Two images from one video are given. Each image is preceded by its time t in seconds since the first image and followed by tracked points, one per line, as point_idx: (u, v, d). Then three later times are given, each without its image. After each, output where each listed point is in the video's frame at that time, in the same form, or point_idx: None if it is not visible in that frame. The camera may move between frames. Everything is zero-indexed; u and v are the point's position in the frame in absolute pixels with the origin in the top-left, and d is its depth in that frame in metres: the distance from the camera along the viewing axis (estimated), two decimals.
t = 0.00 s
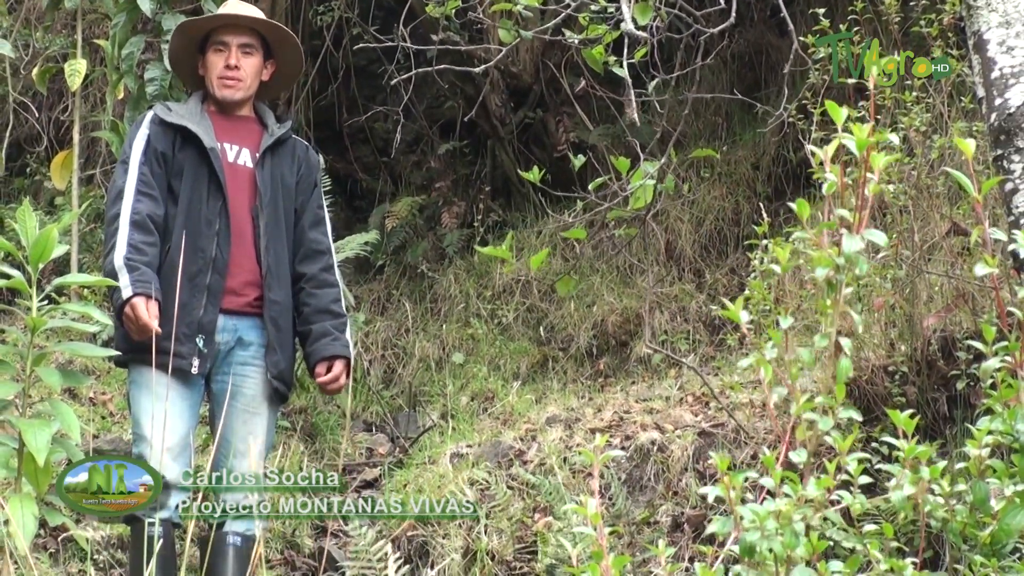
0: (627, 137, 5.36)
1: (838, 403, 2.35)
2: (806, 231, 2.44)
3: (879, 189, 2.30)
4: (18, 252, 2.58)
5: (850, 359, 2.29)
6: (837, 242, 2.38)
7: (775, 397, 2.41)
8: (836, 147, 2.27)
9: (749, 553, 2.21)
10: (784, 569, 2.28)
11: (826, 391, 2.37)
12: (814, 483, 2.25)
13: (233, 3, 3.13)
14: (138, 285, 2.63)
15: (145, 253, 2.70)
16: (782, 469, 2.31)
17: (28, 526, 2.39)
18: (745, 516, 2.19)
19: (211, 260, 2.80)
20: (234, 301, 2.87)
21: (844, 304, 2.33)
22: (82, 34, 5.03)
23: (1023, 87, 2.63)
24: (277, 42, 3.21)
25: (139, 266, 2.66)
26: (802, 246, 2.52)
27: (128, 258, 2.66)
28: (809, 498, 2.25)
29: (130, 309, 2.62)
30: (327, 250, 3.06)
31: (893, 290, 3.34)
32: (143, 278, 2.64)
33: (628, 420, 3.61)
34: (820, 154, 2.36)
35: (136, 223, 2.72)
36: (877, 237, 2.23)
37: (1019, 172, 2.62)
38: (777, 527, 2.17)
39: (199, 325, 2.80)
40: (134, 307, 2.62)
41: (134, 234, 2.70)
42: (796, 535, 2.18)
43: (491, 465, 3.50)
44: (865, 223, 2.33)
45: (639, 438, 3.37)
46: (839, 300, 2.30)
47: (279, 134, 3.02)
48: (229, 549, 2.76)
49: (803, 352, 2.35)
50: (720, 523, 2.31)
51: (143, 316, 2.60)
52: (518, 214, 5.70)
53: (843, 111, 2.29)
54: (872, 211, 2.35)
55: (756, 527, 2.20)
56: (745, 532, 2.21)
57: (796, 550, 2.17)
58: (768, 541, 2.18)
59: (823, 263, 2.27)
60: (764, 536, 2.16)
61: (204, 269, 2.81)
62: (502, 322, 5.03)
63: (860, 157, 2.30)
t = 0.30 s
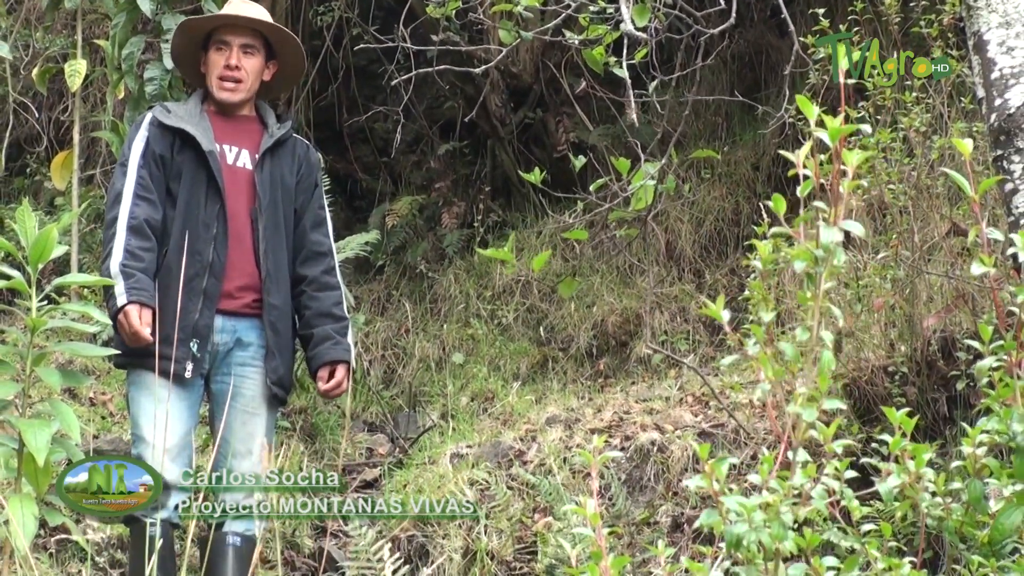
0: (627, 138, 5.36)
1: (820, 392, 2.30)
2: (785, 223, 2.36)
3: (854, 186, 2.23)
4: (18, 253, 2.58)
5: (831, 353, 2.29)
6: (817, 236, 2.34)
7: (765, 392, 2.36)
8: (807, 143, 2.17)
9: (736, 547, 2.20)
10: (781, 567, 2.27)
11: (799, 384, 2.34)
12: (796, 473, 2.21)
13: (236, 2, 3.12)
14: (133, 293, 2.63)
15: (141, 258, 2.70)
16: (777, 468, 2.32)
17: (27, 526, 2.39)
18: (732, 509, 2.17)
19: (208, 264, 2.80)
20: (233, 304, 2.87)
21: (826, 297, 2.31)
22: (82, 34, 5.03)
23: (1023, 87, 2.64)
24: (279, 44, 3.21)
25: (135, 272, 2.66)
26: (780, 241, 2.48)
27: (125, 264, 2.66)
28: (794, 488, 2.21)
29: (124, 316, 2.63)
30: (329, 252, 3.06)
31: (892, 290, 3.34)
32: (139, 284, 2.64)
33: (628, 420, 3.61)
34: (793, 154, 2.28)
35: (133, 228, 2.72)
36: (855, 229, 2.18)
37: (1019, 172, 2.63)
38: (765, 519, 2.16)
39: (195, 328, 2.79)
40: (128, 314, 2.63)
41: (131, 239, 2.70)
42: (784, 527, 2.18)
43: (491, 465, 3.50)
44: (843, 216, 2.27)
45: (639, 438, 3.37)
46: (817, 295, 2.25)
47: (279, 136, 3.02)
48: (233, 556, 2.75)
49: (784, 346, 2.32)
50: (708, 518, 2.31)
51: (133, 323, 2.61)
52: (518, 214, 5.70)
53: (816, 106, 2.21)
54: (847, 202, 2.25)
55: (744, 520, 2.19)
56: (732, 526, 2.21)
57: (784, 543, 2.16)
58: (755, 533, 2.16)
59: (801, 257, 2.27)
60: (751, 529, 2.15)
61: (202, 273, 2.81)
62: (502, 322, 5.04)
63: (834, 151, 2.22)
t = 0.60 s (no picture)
0: (626, 138, 5.37)
1: (814, 395, 2.23)
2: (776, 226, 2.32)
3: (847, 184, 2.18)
4: (17, 252, 2.59)
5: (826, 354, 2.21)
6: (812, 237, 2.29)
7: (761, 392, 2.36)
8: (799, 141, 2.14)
9: (730, 549, 2.19)
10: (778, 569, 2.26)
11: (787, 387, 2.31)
12: (793, 475, 2.19)
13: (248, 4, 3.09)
14: (127, 296, 2.63)
15: (137, 261, 2.70)
16: (775, 468, 2.32)
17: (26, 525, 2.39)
18: (726, 512, 2.14)
19: (204, 266, 2.80)
20: (231, 304, 2.87)
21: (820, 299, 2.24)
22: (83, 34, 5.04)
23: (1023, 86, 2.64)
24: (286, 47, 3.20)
25: (131, 275, 2.66)
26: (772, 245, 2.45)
27: (120, 267, 2.66)
28: (788, 490, 2.18)
29: (118, 320, 2.63)
30: (328, 251, 3.06)
31: (893, 290, 3.34)
32: (134, 288, 2.64)
33: (628, 420, 3.60)
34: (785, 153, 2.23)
35: (130, 230, 2.72)
36: (850, 229, 2.12)
37: (1019, 172, 2.63)
38: (760, 522, 2.14)
39: (189, 330, 2.79)
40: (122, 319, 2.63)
41: (128, 241, 2.70)
42: (779, 530, 2.15)
43: (491, 465, 3.50)
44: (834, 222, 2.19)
45: (638, 437, 3.37)
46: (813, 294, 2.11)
47: (278, 137, 3.02)
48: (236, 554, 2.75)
49: (782, 346, 2.32)
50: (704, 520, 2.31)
51: (127, 327, 2.62)
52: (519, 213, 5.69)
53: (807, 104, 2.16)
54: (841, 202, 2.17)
55: (740, 523, 2.17)
56: (728, 528, 2.19)
57: (779, 544, 2.14)
58: (751, 536, 2.15)
59: (795, 257, 2.17)
60: (746, 532, 2.12)
61: (198, 275, 2.81)
62: (502, 322, 5.03)
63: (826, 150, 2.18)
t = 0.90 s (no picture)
0: (623, 140, 5.44)
1: (811, 392, 2.37)
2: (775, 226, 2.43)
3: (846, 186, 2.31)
4: (28, 252, 2.65)
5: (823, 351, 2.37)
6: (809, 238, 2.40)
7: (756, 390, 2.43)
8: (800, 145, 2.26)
9: (727, 542, 2.28)
10: (772, 560, 2.35)
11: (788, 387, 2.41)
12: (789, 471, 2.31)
13: (268, 17, 3.13)
14: (145, 295, 2.69)
15: (152, 260, 2.76)
16: (768, 463, 2.41)
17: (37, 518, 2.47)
18: (723, 506, 2.26)
19: (215, 267, 2.86)
20: (240, 305, 2.95)
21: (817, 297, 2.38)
22: (91, 37, 5.13)
23: (1008, 90, 2.71)
24: (296, 58, 3.27)
25: (147, 275, 2.72)
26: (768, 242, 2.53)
27: (137, 267, 2.72)
28: (784, 486, 2.30)
29: (136, 319, 2.69)
30: (330, 255, 3.17)
31: (882, 289, 3.41)
32: (151, 287, 2.70)
33: (624, 415, 3.68)
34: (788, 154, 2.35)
35: (143, 229, 2.77)
36: (846, 231, 2.26)
37: (1004, 174, 2.71)
38: (755, 515, 2.24)
39: (198, 328, 2.85)
40: (140, 318, 2.69)
41: (142, 241, 2.75)
42: (774, 523, 2.25)
43: (490, 459, 3.57)
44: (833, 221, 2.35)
45: (634, 432, 3.44)
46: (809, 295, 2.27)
47: (284, 142, 3.11)
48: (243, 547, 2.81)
49: (778, 346, 2.40)
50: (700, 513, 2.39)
51: (147, 327, 2.67)
52: (517, 214, 5.76)
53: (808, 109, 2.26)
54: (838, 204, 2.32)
55: (736, 516, 2.26)
56: (724, 522, 2.29)
57: (773, 538, 2.24)
58: (747, 529, 2.24)
59: (793, 257, 2.31)
60: (742, 526, 2.22)
61: (207, 275, 2.87)
62: (501, 319, 5.10)
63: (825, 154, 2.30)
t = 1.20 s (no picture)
0: (618, 140, 5.55)
1: (805, 387, 2.48)
2: (776, 224, 2.52)
3: (844, 188, 2.40)
4: (43, 249, 2.74)
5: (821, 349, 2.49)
6: (806, 237, 2.49)
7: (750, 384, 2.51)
8: (801, 149, 2.35)
9: (725, 530, 2.40)
10: (765, 546, 2.46)
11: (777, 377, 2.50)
12: (785, 464, 2.44)
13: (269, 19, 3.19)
14: (174, 286, 2.76)
15: (172, 252, 2.84)
16: (759, 453, 2.51)
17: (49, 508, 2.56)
18: (721, 497, 2.37)
19: (231, 258, 2.97)
20: (250, 297, 3.06)
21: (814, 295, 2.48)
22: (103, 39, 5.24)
23: (990, 93, 2.81)
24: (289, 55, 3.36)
25: (171, 266, 2.80)
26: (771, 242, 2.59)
27: (161, 258, 2.79)
28: (780, 477, 2.43)
29: (166, 308, 2.74)
30: (325, 246, 3.34)
31: (868, 285, 3.51)
32: (178, 278, 2.78)
33: (619, 407, 3.78)
34: (787, 156, 2.43)
35: (161, 222, 2.85)
36: (842, 231, 2.36)
37: (986, 173, 2.81)
38: (752, 506, 2.36)
39: (216, 320, 2.95)
40: (172, 309, 2.75)
41: (161, 233, 2.83)
42: (770, 515, 2.36)
43: (489, 450, 3.67)
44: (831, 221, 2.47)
45: (628, 424, 3.55)
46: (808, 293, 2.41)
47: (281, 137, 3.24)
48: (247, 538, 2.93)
49: (773, 342, 2.50)
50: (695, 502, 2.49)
51: (178, 315, 2.73)
52: (516, 212, 5.86)
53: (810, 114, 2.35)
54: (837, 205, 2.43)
55: (733, 507, 2.37)
56: (722, 512, 2.40)
57: (769, 527, 2.35)
58: (744, 519, 2.35)
59: (793, 257, 2.40)
60: (740, 516, 2.34)
61: (222, 267, 2.97)
62: (500, 314, 5.20)
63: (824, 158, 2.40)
